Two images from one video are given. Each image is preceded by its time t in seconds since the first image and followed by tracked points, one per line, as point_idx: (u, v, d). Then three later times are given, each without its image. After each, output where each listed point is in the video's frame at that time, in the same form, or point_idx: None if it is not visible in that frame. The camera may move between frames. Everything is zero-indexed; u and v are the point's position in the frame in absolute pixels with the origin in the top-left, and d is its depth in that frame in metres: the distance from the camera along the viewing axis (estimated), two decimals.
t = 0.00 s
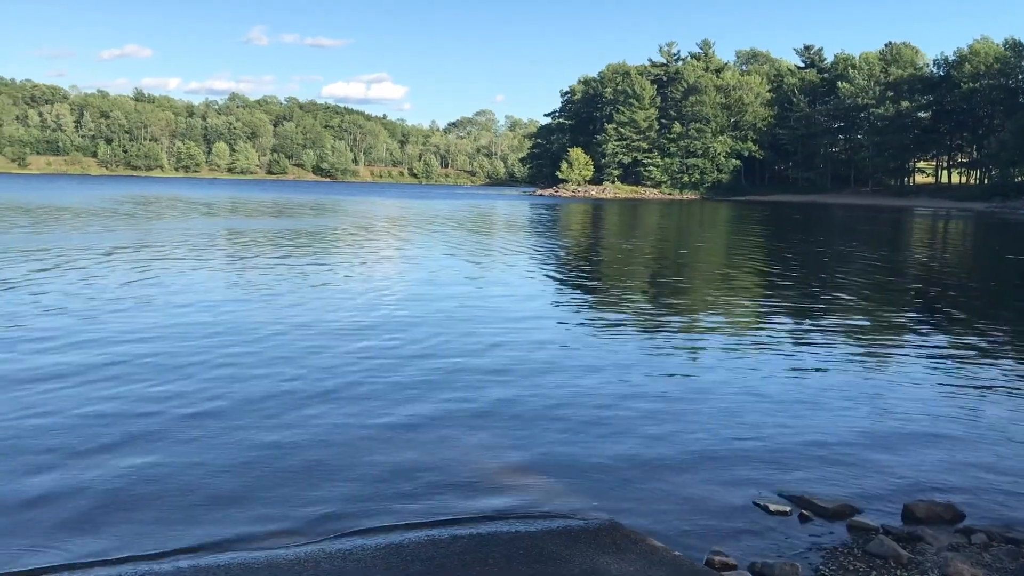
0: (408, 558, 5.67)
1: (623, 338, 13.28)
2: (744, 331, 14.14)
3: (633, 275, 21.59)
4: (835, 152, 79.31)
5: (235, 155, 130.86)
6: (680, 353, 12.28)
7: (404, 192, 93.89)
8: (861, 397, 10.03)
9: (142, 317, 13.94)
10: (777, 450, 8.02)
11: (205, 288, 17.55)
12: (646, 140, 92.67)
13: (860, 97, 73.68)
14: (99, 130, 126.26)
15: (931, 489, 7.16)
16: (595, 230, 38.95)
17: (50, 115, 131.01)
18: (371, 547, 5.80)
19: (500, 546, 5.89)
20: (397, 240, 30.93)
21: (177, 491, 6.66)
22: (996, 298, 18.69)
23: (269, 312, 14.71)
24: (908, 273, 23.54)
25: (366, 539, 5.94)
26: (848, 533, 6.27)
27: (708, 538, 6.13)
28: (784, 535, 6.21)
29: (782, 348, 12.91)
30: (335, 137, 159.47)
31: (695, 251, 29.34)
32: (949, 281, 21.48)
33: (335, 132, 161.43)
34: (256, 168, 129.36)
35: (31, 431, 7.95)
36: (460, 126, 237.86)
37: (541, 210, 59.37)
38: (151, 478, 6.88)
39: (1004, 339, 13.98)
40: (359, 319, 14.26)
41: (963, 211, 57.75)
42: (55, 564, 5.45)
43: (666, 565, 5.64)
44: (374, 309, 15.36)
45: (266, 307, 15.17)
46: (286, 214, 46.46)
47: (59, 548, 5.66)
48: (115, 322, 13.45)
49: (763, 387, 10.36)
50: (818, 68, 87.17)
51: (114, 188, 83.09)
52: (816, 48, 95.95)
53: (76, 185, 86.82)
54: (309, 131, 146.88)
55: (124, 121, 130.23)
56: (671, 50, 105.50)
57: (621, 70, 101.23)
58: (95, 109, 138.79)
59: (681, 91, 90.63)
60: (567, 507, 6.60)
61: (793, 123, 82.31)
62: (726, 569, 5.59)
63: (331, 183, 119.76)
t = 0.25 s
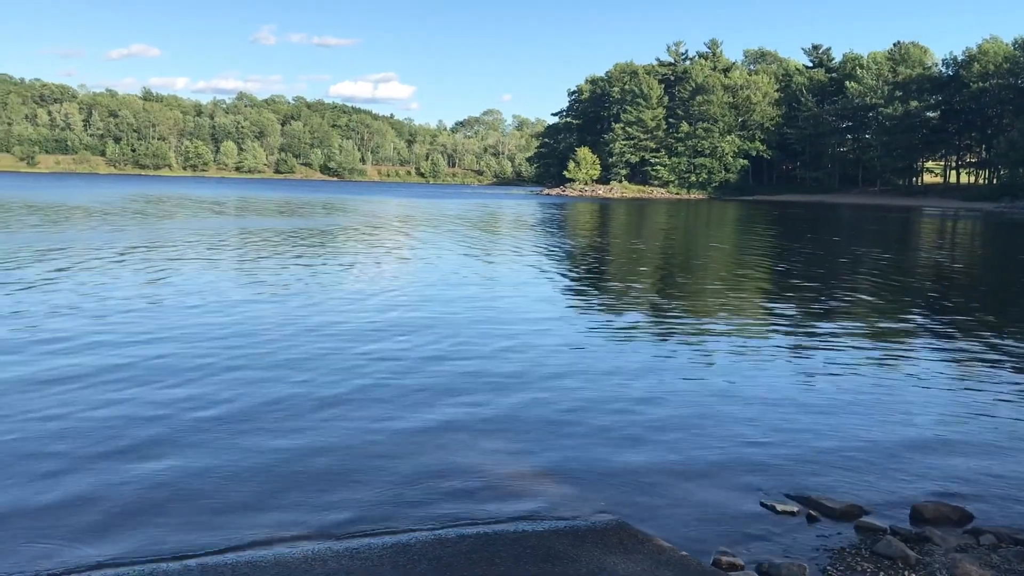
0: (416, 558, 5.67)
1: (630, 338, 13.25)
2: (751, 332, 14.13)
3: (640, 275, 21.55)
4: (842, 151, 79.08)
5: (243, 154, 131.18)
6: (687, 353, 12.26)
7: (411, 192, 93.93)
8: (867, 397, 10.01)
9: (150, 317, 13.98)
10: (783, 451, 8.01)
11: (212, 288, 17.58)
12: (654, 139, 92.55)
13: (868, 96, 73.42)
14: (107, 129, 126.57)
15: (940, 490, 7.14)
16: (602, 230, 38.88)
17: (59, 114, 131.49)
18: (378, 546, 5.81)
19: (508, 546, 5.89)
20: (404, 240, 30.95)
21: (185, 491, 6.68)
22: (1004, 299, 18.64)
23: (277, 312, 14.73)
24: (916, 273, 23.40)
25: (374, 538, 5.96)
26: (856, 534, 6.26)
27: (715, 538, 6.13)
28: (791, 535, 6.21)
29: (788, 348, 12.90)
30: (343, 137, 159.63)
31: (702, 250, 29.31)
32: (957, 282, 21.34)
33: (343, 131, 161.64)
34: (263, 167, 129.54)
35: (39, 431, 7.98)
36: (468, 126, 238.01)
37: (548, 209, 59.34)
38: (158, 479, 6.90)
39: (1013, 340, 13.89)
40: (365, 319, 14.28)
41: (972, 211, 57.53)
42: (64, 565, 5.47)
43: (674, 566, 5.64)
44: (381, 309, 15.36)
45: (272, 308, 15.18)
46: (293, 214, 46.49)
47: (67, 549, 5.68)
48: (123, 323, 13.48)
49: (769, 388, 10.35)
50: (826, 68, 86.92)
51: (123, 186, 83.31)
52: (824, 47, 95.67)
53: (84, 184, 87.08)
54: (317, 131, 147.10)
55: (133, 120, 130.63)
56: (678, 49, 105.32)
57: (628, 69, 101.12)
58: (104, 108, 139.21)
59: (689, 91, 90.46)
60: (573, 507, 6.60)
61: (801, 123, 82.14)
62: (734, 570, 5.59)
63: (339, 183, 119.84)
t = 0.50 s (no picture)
0: (422, 558, 5.67)
1: (637, 339, 13.26)
2: (758, 333, 14.12)
3: (648, 276, 21.50)
4: (850, 152, 78.96)
5: (251, 154, 131.48)
6: (693, 354, 12.24)
7: (418, 192, 93.95)
8: (874, 399, 9.99)
9: (158, 318, 14.02)
10: (790, 452, 8.00)
11: (220, 288, 17.60)
12: (661, 139, 92.49)
13: (876, 97, 73.41)
14: (115, 128, 127.10)
15: (947, 493, 7.11)
16: (610, 230, 38.86)
17: (68, 114, 131.99)
18: (385, 545, 5.81)
19: (514, 545, 5.90)
20: (411, 240, 30.99)
21: (190, 491, 6.69)
22: (1012, 300, 18.61)
23: (284, 313, 14.73)
24: (924, 275, 23.28)
25: (379, 538, 5.97)
26: (863, 536, 6.25)
27: (721, 539, 6.12)
28: (798, 538, 6.19)
29: (796, 349, 12.89)
30: (350, 137, 159.92)
31: (709, 251, 29.31)
32: (966, 284, 21.22)
33: (350, 132, 162.05)
34: (271, 167, 129.81)
35: (45, 432, 8.01)
36: (475, 126, 238.14)
37: (555, 210, 59.26)
38: (165, 480, 6.91)
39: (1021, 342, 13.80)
40: (371, 319, 14.29)
41: (980, 212, 57.41)
42: (71, 563, 5.48)
43: (681, 568, 5.62)
44: (388, 309, 15.38)
45: (279, 308, 15.20)
46: (301, 214, 46.62)
47: (74, 548, 5.69)
48: (131, 323, 13.52)
49: (776, 389, 10.33)
50: (834, 68, 86.78)
51: (131, 186, 83.61)
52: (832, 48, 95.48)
53: (92, 183, 87.37)
54: (324, 131, 147.41)
55: (141, 119, 131.05)
56: (686, 50, 105.25)
57: (635, 70, 101.05)
58: (112, 107, 139.71)
59: (696, 91, 90.42)
60: (579, 509, 6.59)
61: (809, 123, 82.02)
62: (741, 571, 5.57)
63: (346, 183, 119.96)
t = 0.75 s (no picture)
0: (426, 558, 5.67)
1: (640, 340, 13.27)
2: (762, 335, 14.10)
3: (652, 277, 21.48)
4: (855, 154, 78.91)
5: (255, 155, 131.66)
6: (697, 355, 12.23)
7: (423, 193, 93.98)
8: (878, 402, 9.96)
9: (162, 316, 14.05)
10: (793, 454, 7.98)
11: (222, 288, 17.58)
12: (665, 141, 92.47)
13: (881, 99, 73.44)
14: (120, 129, 127.41)
15: (953, 496, 7.10)
16: (614, 232, 38.84)
17: (73, 114, 132.35)
18: (389, 546, 5.82)
19: (518, 547, 5.89)
20: (415, 240, 31.00)
21: (193, 490, 6.70)
22: (1018, 302, 18.57)
23: (288, 312, 14.76)
24: (930, 276, 23.20)
25: (383, 539, 5.96)
26: (867, 539, 6.23)
27: (726, 541, 6.11)
28: (803, 540, 6.17)
29: (800, 351, 12.87)
30: (354, 138, 160.07)
31: (713, 252, 29.31)
32: (971, 286, 21.15)
33: (354, 133, 162.26)
34: (276, 167, 129.93)
35: (49, 429, 8.01)
36: (479, 128, 238.20)
37: (559, 211, 59.23)
38: (167, 479, 6.90)
39: None
40: (374, 319, 14.28)
41: (985, 215, 57.24)
42: (73, 562, 5.48)
43: (684, 570, 5.62)
44: (392, 310, 15.39)
45: (281, 309, 15.19)
46: (306, 214, 46.67)
47: (76, 545, 5.69)
48: (135, 321, 13.55)
49: (780, 391, 10.30)
50: (840, 70, 86.72)
51: (135, 186, 83.81)
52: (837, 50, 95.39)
53: (97, 183, 87.59)
54: (329, 132, 147.63)
55: (146, 120, 131.31)
56: (691, 51, 105.28)
57: (640, 71, 101.05)
58: (117, 107, 140.04)
59: (701, 93, 90.39)
60: (582, 509, 6.58)
61: (813, 125, 81.93)
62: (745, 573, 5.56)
63: (351, 183, 120.04)
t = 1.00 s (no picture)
0: (430, 559, 5.68)
1: (644, 342, 13.27)
2: (767, 336, 14.13)
3: (655, 279, 21.46)
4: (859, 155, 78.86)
5: (259, 156, 131.87)
6: (700, 357, 12.23)
7: (426, 194, 93.98)
8: (886, 404, 9.95)
9: (166, 317, 14.07)
10: (798, 455, 7.99)
11: (227, 288, 17.67)
12: (669, 142, 92.41)
13: (885, 101, 73.54)
14: (125, 130, 127.60)
15: (957, 498, 7.08)
16: (618, 234, 38.78)
17: (78, 116, 132.75)
18: (393, 547, 5.83)
19: (522, 548, 5.89)
20: (418, 242, 30.97)
21: (197, 490, 6.71)
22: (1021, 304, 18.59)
23: (292, 314, 14.77)
24: (933, 278, 23.16)
25: (387, 539, 5.97)
26: (872, 540, 6.22)
27: (731, 544, 6.10)
28: (807, 543, 6.15)
29: (803, 353, 12.86)
30: (358, 139, 160.20)
31: (717, 254, 29.36)
32: (974, 288, 21.09)
33: (358, 135, 162.37)
34: (280, 168, 129.95)
35: (54, 430, 8.04)
36: (482, 129, 238.25)
37: (562, 212, 59.33)
38: (175, 477, 6.95)
39: None
40: (379, 321, 14.33)
41: (990, 216, 57.16)
42: (78, 562, 5.51)
43: (688, 571, 5.62)
44: (396, 310, 15.41)
45: (287, 309, 15.26)
46: (309, 216, 46.71)
47: (81, 546, 5.71)
48: (140, 322, 13.57)
49: (786, 392, 10.33)
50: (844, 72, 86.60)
51: (139, 187, 83.94)
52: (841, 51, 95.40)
53: (102, 185, 87.79)
54: (333, 133, 147.81)
55: (150, 121, 131.65)
56: (695, 52, 105.40)
57: (644, 72, 101.01)
58: (122, 109, 140.38)
59: (705, 94, 90.33)
60: (587, 511, 6.59)
61: (817, 127, 81.94)
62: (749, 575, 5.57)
63: (354, 185, 120.12)
